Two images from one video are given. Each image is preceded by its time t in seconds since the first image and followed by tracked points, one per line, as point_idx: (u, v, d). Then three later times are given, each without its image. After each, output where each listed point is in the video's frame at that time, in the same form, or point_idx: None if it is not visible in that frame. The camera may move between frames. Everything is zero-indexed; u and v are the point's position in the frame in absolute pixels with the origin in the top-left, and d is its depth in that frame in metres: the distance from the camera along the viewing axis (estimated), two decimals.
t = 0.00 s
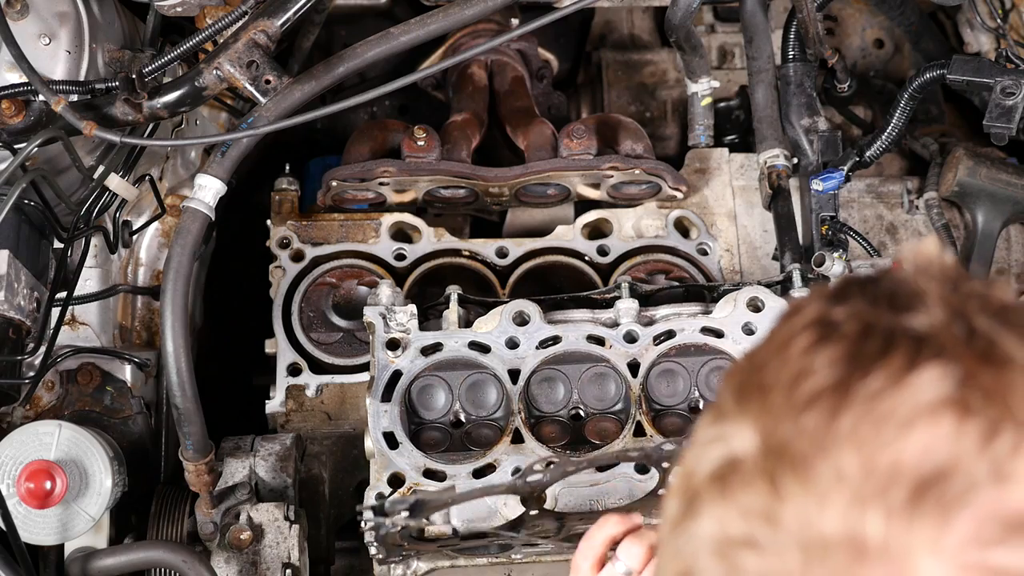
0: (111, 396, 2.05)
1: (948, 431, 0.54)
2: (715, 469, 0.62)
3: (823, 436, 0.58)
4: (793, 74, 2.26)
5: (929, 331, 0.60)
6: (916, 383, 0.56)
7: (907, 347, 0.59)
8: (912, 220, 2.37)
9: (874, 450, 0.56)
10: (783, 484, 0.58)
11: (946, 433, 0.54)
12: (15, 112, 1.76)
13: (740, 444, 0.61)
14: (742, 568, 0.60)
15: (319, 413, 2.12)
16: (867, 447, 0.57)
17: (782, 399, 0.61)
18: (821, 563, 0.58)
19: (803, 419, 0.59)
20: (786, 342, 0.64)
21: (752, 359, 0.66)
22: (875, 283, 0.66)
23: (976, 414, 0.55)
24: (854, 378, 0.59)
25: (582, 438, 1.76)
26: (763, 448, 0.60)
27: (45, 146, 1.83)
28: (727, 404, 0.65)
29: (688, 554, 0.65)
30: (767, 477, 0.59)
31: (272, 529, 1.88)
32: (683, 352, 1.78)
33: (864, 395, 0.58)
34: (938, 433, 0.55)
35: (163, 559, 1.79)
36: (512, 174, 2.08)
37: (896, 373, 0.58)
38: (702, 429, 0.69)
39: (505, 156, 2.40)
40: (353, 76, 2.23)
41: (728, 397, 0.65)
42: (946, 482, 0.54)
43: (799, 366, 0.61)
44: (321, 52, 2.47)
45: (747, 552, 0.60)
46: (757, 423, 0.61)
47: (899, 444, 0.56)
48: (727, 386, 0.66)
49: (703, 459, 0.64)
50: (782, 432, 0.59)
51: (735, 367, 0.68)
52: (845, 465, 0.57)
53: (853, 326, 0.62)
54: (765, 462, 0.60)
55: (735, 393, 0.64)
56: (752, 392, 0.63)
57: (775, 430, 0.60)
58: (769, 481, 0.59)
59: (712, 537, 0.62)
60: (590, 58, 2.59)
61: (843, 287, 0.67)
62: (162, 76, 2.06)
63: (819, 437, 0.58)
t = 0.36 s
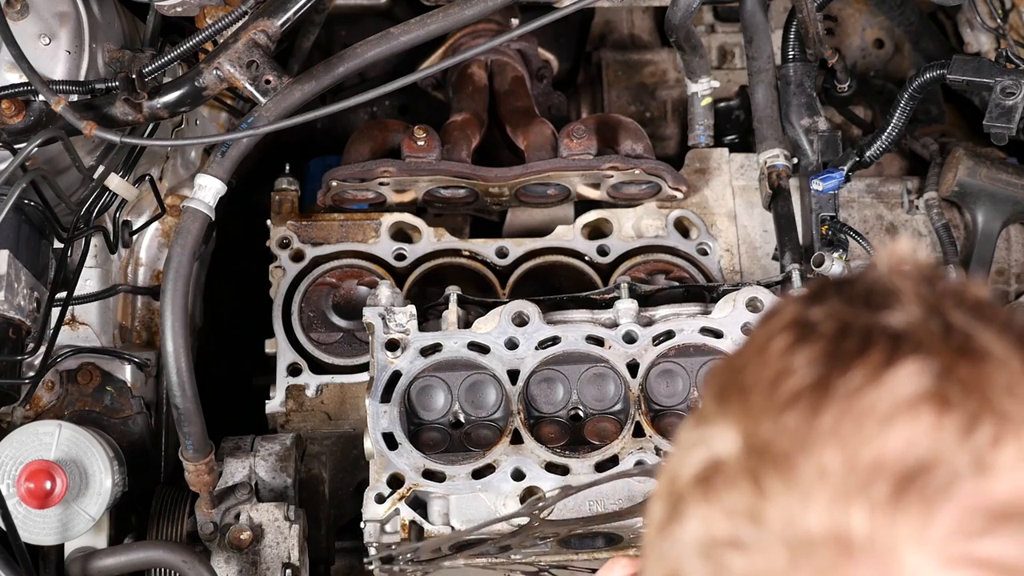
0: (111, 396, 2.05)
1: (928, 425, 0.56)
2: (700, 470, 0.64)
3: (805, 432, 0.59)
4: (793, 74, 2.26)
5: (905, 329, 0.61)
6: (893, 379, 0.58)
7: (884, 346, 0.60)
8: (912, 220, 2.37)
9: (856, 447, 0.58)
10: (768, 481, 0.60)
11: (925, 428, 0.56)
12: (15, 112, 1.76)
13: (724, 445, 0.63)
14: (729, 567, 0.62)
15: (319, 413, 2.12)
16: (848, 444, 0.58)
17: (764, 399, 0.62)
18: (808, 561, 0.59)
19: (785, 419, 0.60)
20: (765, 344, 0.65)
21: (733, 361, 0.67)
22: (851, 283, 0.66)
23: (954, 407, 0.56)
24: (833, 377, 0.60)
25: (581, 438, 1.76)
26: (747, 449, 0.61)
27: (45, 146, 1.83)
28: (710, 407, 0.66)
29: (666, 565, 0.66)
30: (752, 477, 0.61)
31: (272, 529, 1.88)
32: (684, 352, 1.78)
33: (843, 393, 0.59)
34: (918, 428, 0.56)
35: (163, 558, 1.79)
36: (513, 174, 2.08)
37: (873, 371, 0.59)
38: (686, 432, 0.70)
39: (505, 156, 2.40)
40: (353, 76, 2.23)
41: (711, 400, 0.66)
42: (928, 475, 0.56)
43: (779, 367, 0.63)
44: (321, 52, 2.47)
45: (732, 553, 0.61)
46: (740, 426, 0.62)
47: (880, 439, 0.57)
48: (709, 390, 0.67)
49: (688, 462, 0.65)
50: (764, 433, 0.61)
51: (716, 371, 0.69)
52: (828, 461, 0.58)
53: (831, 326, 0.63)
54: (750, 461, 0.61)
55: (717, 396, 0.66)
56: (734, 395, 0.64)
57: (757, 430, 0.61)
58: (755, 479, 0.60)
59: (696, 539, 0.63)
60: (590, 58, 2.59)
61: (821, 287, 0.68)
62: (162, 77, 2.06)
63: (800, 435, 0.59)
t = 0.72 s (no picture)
0: (111, 396, 2.05)
1: (973, 472, 0.62)
2: (735, 522, 0.67)
3: (845, 485, 0.63)
4: (793, 74, 2.26)
5: (935, 370, 0.65)
6: (931, 427, 0.63)
7: (913, 390, 0.64)
8: (912, 220, 2.37)
9: (904, 496, 0.63)
10: (812, 534, 0.64)
11: (972, 473, 0.62)
12: (15, 112, 1.76)
13: (751, 494, 0.66)
14: None
15: (319, 413, 2.12)
16: (893, 490, 0.63)
17: (798, 451, 0.65)
18: None
19: (821, 469, 0.64)
20: (786, 389, 0.68)
21: (748, 404, 0.69)
22: (869, 320, 0.70)
23: (995, 451, 0.62)
24: (869, 424, 0.64)
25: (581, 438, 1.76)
26: (784, 502, 0.64)
27: (45, 146, 1.83)
28: (727, 454, 0.68)
29: None
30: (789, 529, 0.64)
31: (272, 529, 1.88)
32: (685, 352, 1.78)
33: (881, 441, 0.63)
34: (965, 475, 0.62)
35: (163, 558, 1.79)
36: (513, 174, 2.08)
37: (910, 417, 0.63)
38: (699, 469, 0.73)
39: (505, 156, 2.40)
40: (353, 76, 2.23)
41: (730, 446, 0.68)
42: (974, 523, 0.62)
43: (808, 413, 0.66)
44: (321, 52, 2.47)
45: None
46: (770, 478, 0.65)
47: (926, 489, 0.62)
48: (722, 434, 0.70)
49: (721, 511, 0.68)
50: (804, 483, 0.64)
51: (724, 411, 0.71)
52: (875, 511, 0.63)
53: (850, 368, 0.67)
54: (788, 515, 0.64)
55: (739, 441, 0.68)
56: (761, 441, 0.67)
57: (795, 482, 0.64)
58: (799, 532, 0.64)
59: None
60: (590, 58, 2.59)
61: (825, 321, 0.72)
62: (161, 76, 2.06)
63: (843, 485, 0.63)
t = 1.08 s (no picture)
0: (112, 396, 2.05)
1: (993, 514, 0.59)
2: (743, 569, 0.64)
3: (860, 528, 0.60)
4: (793, 74, 2.26)
5: (949, 404, 0.63)
6: (949, 467, 0.60)
7: (928, 426, 0.62)
8: (912, 220, 2.37)
9: (921, 541, 0.60)
10: None
11: (992, 515, 0.60)
12: (15, 112, 1.76)
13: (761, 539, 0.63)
14: None
15: (319, 413, 2.12)
16: (910, 535, 0.60)
17: (808, 491, 0.62)
18: None
19: (834, 512, 0.61)
20: (795, 424, 0.65)
21: (755, 440, 0.67)
22: (877, 350, 0.69)
23: (1015, 491, 0.60)
24: (881, 463, 0.62)
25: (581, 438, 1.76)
26: (795, 547, 0.61)
27: (44, 146, 1.83)
28: (734, 494, 0.66)
29: None
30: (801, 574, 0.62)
31: (272, 529, 1.88)
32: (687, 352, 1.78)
33: (896, 482, 0.61)
34: (985, 518, 0.59)
35: (163, 559, 1.79)
36: (513, 173, 2.08)
37: (926, 455, 0.61)
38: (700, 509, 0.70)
39: (505, 156, 2.40)
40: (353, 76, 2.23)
41: (736, 485, 0.66)
42: (997, 569, 0.59)
43: (816, 452, 0.63)
44: (322, 52, 2.47)
45: None
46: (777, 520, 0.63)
47: (948, 534, 0.59)
48: (726, 473, 0.68)
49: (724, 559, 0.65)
50: (815, 526, 0.61)
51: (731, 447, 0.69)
52: (893, 558, 0.60)
53: (860, 402, 0.65)
54: (799, 560, 0.61)
55: (744, 481, 0.66)
56: (767, 480, 0.64)
57: (805, 525, 0.62)
58: None
59: None
60: (590, 58, 2.59)
61: (830, 353, 0.71)
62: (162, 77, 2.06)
63: (857, 529, 0.60)
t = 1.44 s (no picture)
0: (111, 396, 2.05)
1: (987, 516, 0.66)
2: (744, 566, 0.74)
3: (853, 534, 0.69)
4: (793, 74, 2.26)
5: (943, 410, 0.71)
6: (943, 474, 0.67)
7: (922, 433, 0.70)
8: (912, 220, 2.37)
9: (918, 549, 0.67)
10: None
11: (985, 518, 0.66)
12: (15, 112, 1.76)
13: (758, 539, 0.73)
14: None
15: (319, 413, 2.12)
16: (906, 537, 0.68)
17: (802, 497, 0.71)
18: None
19: (830, 515, 0.69)
20: (790, 431, 0.75)
21: (755, 448, 0.76)
22: (877, 361, 0.76)
23: (1010, 498, 0.67)
24: (878, 470, 0.69)
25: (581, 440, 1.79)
26: (789, 549, 0.71)
27: (44, 146, 1.83)
28: (733, 498, 0.77)
29: None
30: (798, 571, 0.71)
31: (272, 529, 1.89)
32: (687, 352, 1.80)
33: (891, 488, 0.68)
34: (978, 521, 0.66)
35: (163, 558, 1.79)
36: (513, 174, 2.08)
37: (920, 463, 0.68)
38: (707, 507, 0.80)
39: (505, 156, 2.40)
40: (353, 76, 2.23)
41: (734, 490, 0.76)
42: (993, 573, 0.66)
43: (815, 458, 0.72)
44: (322, 52, 2.47)
45: None
46: (777, 521, 0.72)
47: (942, 540, 0.67)
48: (728, 480, 0.78)
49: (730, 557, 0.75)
50: (809, 530, 0.70)
51: (733, 452, 0.79)
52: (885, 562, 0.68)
53: (855, 409, 0.73)
54: (792, 562, 0.71)
55: (746, 485, 0.75)
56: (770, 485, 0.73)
57: (801, 527, 0.71)
58: None
59: None
60: (590, 58, 2.59)
61: (830, 362, 0.79)
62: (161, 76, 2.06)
63: (852, 531, 0.69)
